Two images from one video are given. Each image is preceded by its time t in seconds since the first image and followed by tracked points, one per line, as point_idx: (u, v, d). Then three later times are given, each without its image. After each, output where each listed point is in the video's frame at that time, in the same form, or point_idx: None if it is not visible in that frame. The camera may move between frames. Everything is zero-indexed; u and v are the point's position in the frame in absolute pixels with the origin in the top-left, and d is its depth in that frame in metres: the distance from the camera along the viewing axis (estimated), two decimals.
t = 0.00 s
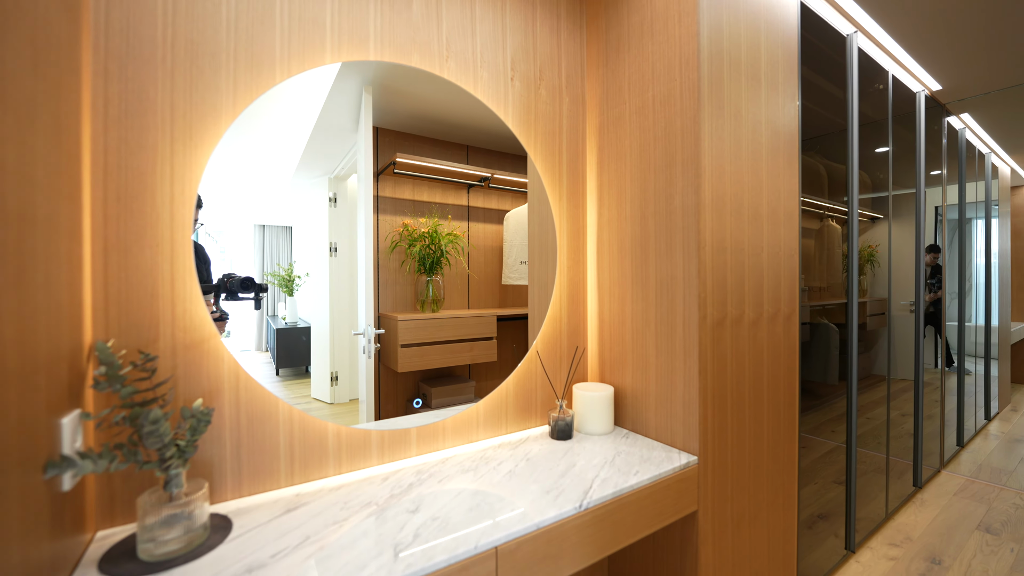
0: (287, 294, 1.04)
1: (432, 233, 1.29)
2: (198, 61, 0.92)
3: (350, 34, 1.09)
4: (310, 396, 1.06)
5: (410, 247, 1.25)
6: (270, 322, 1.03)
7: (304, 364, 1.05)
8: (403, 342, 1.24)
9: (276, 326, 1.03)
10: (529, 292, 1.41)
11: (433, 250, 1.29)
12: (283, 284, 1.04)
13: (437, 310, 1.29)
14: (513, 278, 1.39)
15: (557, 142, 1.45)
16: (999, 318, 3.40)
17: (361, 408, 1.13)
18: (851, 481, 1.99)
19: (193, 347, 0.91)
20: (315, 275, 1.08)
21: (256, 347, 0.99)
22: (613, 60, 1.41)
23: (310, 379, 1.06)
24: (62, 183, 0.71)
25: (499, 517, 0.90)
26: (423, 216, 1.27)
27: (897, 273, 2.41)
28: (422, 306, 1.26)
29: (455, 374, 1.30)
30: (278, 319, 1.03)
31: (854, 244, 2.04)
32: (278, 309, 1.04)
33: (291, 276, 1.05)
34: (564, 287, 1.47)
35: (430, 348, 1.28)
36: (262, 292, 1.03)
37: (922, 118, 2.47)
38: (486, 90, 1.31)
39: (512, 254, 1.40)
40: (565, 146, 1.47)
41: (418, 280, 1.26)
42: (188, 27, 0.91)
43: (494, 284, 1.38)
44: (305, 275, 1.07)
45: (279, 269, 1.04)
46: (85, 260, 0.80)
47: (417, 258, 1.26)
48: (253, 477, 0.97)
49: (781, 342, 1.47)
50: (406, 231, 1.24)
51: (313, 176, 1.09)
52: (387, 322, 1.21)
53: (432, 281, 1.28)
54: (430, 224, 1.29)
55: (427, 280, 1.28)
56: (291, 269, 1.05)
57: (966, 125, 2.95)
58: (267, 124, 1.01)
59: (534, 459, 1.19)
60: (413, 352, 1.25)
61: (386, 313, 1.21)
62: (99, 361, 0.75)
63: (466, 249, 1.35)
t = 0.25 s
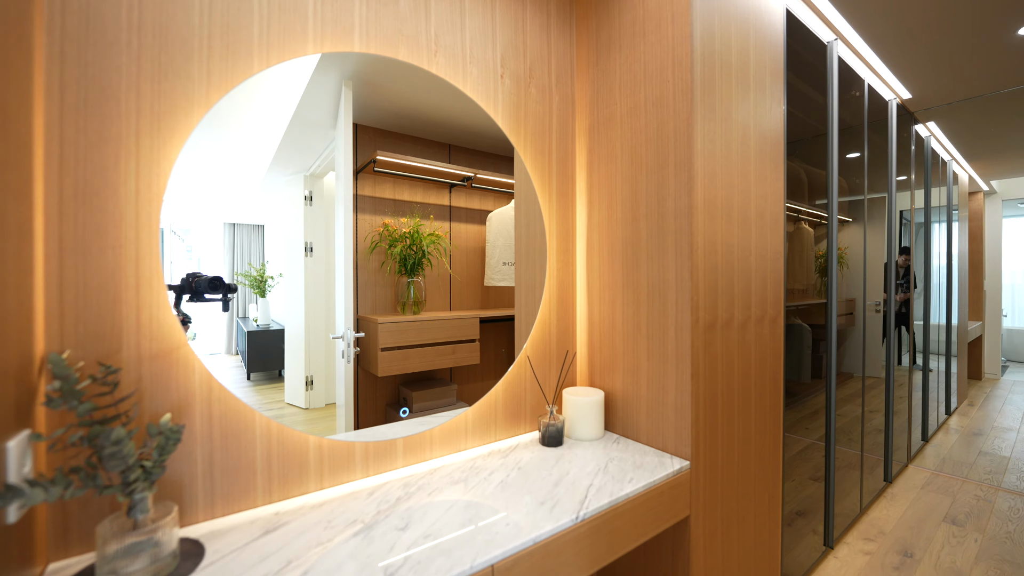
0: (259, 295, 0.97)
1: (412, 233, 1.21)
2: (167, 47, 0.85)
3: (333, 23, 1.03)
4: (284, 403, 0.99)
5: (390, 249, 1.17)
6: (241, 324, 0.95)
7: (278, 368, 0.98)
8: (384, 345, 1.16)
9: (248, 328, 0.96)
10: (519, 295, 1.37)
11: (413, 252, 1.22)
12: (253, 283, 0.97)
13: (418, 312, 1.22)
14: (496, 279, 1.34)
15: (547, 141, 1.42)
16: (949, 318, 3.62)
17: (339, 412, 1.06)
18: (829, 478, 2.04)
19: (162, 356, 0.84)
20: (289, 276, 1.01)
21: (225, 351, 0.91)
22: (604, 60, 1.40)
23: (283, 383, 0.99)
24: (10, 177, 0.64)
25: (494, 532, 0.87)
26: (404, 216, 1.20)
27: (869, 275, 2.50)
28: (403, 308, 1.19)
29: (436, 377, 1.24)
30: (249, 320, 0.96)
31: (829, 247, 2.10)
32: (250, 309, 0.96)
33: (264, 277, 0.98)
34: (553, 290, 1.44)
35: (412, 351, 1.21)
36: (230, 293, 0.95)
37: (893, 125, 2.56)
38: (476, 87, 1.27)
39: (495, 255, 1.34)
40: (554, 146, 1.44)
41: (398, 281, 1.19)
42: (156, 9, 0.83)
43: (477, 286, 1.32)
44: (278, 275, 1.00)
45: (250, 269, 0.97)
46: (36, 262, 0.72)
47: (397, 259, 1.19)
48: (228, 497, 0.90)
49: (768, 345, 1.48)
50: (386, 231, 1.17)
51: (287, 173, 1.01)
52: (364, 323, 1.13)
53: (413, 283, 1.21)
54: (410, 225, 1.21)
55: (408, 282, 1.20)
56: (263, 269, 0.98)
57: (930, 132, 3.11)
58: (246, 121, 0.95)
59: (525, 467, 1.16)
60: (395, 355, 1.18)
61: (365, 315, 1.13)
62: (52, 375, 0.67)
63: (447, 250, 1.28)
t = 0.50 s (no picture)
0: (208, 296, 0.90)
1: (378, 232, 1.14)
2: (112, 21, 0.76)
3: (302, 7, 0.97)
4: (236, 413, 0.90)
5: (354, 248, 1.09)
6: (187, 328, 0.87)
7: (229, 373, 0.90)
8: (348, 348, 1.09)
9: (195, 333, 0.88)
10: (494, 296, 1.34)
11: (379, 251, 1.14)
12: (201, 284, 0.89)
13: (384, 314, 1.14)
14: (464, 279, 1.29)
15: (523, 141, 1.40)
16: (885, 315, 3.92)
17: (298, 418, 0.99)
18: (787, 470, 2.15)
19: (107, 367, 0.75)
20: (241, 277, 0.94)
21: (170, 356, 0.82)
22: (580, 61, 1.40)
23: (236, 390, 0.90)
24: None
25: (476, 544, 0.83)
26: (370, 215, 1.12)
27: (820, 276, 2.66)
28: (367, 309, 1.11)
29: (403, 381, 1.17)
30: (196, 323, 0.88)
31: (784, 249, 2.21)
32: (197, 312, 0.88)
33: (214, 277, 0.90)
34: (528, 291, 1.42)
35: (378, 354, 1.14)
36: (172, 294, 0.86)
37: (841, 136, 2.74)
38: (452, 83, 1.23)
39: (463, 255, 1.29)
40: (530, 145, 1.42)
41: (363, 281, 1.11)
42: None
43: (446, 286, 1.26)
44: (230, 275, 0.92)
45: (198, 269, 0.89)
46: None
47: (362, 258, 1.11)
48: (182, 520, 0.82)
49: (735, 344, 1.53)
50: (350, 230, 1.09)
51: (240, 168, 0.94)
52: (327, 324, 1.05)
53: (379, 284, 1.13)
54: (376, 223, 1.14)
55: (373, 283, 1.13)
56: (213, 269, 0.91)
57: (872, 142, 3.35)
58: (209, 110, 0.88)
59: (503, 473, 1.13)
60: (360, 358, 1.11)
61: (328, 318, 1.05)
62: None
63: (415, 250, 1.21)
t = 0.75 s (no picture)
0: (139, 298, 0.80)
1: (332, 231, 1.06)
2: None
3: None
4: (169, 431, 0.80)
5: (307, 248, 1.01)
6: (115, 333, 0.78)
7: (164, 383, 0.80)
8: (301, 353, 1.01)
9: (124, 337, 0.79)
10: (460, 297, 1.31)
11: (335, 251, 1.07)
12: (132, 285, 0.80)
13: (339, 316, 1.07)
14: (423, 280, 1.23)
15: (489, 140, 1.39)
16: (818, 313, 4.24)
17: (245, 428, 0.90)
18: (736, 460, 2.27)
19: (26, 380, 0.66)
20: (178, 279, 0.83)
21: (92, 365, 0.72)
22: (546, 61, 1.40)
23: (172, 403, 0.80)
24: None
25: (448, 552, 0.81)
26: (324, 212, 1.04)
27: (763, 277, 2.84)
28: (320, 311, 1.03)
29: (359, 386, 1.10)
30: (127, 327, 0.79)
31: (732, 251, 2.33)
32: (126, 316, 0.79)
33: (146, 277, 0.81)
34: (495, 292, 1.41)
35: (334, 357, 1.07)
36: (95, 295, 0.77)
37: (781, 146, 2.93)
38: (418, 77, 1.20)
39: (423, 255, 1.23)
40: (496, 144, 1.41)
41: (317, 282, 1.02)
42: None
43: (404, 286, 1.19)
44: (166, 276, 0.82)
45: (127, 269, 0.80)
46: None
47: (315, 258, 1.03)
48: (119, 545, 0.74)
49: (692, 342, 1.60)
50: (303, 228, 1.01)
51: (178, 159, 0.83)
52: (280, 327, 0.98)
53: (334, 284, 1.06)
54: (332, 221, 1.06)
55: (327, 283, 1.05)
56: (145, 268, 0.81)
57: (807, 153, 3.62)
58: (151, 104, 0.80)
59: (472, 478, 1.11)
60: (314, 363, 1.03)
61: (278, 321, 0.97)
62: None
63: (372, 249, 1.13)
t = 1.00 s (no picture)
0: (56, 302, 0.70)
1: (280, 229, 0.98)
2: None
3: None
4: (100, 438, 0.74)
5: (251, 248, 0.93)
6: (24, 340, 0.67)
7: (85, 394, 0.72)
8: (246, 357, 0.93)
9: (36, 346, 0.69)
10: (421, 298, 1.29)
11: (281, 251, 0.98)
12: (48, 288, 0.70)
13: (288, 319, 0.99)
14: (378, 281, 1.18)
15: (450, 138, 1.37)
16: (757, 312, 4.54)
17: (182, 439, 0.83)
18: (686, 453, 2.38)
19: None
20: (102, 279, 0.74)
21: None
22: (507, 62, 1.40)
23: (96, 415, 0.73)
24: None
25: (413, 559, 0.79)
26: (271, 208, 0.96)
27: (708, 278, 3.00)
28: (267, 313, 0.95)
29: (311, 392, 1.04)
30: (41, 335, 0.69)
31: (681, 253, 2.44)
32: (42, 322, 0.69)
33: (63, 277, 0.71)
34: (456, 293, 1.40)
35: (282, 362, 0.98)
36: None
37: (725, 154, 3.11)
38: (376, 71, 1.16)
39: (378, 255, 1.18)
40: (457, 144, 1.40)
41: (262, 282, 0.94)
42: None
43: (359, 287, 1.13)
44: (87, 278, 0.73)
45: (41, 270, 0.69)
46: None
47: (260, 258, 0.94)
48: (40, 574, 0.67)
49: (647, 340, 1.66)
50: (247, 225, 0.92)
51: (103, 147, 0.74)
52: (221, 331, 0.88)
53: (282, 284, 0.98)
54: (279, 219, 0.98)
55: (274, 283, 0.96)
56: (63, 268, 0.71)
57: (748, 161, 3.86)
58: (83, 83, 0.72)
59: (435, 482, 1.09)
60: (261, 368, 0.95)
61: (220, 324, 0.88)
62: None
63: (323, 250, 1.06)
